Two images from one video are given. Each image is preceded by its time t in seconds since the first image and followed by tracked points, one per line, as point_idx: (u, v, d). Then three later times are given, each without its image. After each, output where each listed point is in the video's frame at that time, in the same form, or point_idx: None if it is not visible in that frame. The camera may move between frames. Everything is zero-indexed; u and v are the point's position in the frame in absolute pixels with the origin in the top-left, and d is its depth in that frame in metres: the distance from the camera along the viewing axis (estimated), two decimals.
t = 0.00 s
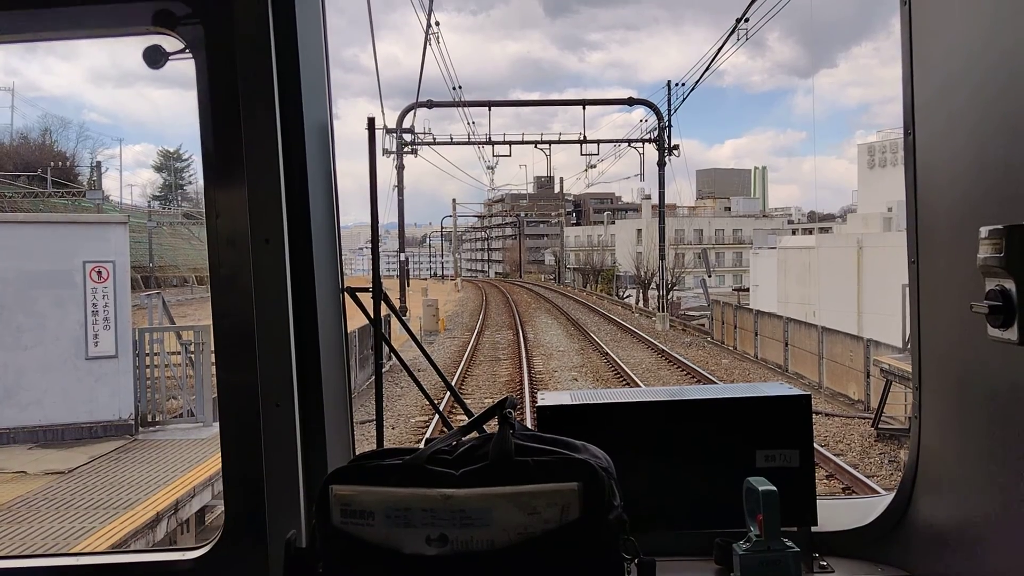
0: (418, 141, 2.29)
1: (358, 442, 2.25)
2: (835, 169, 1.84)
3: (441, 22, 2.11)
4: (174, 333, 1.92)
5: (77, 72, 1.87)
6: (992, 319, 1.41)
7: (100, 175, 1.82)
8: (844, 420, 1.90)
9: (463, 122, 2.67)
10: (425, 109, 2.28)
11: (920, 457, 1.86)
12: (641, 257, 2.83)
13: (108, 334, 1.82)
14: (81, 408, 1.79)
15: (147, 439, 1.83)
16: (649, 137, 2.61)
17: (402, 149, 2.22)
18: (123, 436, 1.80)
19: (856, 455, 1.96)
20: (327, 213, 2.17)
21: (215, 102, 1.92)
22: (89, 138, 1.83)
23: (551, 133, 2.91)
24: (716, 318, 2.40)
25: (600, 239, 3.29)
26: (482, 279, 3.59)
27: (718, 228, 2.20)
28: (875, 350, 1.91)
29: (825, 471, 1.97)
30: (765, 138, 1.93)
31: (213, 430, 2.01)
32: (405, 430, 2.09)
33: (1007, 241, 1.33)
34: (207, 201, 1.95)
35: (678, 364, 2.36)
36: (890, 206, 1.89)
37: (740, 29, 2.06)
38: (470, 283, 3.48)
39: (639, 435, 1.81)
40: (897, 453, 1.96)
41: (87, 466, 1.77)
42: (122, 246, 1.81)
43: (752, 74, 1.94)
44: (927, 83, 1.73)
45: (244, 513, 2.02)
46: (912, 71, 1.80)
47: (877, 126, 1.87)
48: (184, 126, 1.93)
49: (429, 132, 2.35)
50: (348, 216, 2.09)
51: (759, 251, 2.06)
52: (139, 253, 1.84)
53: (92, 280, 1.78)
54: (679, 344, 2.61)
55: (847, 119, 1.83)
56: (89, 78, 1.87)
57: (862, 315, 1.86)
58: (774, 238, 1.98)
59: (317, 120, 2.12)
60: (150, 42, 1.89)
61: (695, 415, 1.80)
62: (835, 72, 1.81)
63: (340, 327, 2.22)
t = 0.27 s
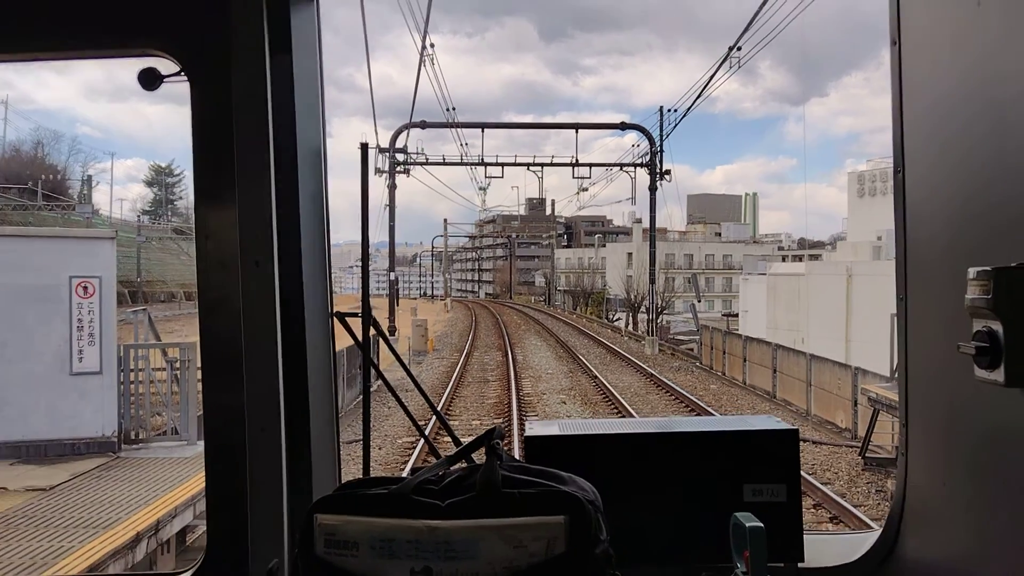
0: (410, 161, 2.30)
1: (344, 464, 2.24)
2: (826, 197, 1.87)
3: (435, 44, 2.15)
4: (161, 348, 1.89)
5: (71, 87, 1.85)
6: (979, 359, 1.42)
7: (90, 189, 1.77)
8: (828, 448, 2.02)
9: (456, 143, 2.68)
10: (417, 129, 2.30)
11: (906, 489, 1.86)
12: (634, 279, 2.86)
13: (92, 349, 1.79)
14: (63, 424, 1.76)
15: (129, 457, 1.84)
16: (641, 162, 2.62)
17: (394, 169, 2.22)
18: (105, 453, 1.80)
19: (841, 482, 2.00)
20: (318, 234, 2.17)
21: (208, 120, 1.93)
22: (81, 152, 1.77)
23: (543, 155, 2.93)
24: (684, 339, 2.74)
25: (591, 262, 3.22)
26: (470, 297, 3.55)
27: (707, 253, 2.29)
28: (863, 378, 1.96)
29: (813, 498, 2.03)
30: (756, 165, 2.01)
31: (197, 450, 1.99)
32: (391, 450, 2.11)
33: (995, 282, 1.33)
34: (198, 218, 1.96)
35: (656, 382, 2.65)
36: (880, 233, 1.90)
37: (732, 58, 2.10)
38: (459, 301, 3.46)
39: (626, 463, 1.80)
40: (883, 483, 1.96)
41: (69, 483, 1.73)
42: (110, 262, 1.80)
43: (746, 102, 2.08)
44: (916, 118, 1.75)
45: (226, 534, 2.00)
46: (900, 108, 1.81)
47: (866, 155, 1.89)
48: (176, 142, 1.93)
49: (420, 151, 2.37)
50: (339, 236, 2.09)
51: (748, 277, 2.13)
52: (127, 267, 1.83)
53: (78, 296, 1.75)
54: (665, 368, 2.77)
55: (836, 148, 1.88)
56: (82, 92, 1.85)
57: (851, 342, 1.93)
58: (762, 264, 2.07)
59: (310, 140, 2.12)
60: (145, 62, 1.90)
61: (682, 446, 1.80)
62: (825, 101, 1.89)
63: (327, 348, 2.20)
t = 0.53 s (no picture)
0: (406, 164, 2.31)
1: (333, 466, 2.24)
2: (818, 209, 1.85)
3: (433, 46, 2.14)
4: (151, 346, 1.89)
5: (67, 82, 1.86)
6: (967, 372, 1.43)
7: (85, 185, 1.75)
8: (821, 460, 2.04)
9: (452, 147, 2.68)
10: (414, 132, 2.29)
11: (892, 502, 1.87)
12: (626, 287, 2.97)
13: (79, 346, 1.78)
14: (49, 421, 1.76)
15: (114, 455, 1.80)
16: (637, 170, 2.62)
17: (391, 171, 2.22)
18: (90, 452, 1.75)
19: (831, 495, 2.01)
20: (312, 235, 2.17)
21: (204, 120, 1.92)
22: (76, 148, 1.76)
23: (539, 161, 2.93)
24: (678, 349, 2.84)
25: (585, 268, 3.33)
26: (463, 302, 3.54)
27: (701, 262, 2.36)
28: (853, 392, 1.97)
29: (801, 509, 2.04)
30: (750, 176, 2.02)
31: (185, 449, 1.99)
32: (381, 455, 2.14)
33: (984, 298, 1.34)
34: (191, 217, 1.95)
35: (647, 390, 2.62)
36: (872, 247, 1.90)
37: (730, 67, 2.09)
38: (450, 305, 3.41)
39: (616, 471, 1.80)
40: (872, 496, 1.96)
41: (52, 481, 1.70)
42: (99, 258, 1.78)
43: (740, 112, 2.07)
44: (909, 132, 1.76)
45: (213, 533, 1.99)
46: (894, 121, 1.83)
47: (860, 169, 1.89)
48: (172, 141, 1.92)
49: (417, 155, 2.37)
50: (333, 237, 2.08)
51: (741, 287, 2.12)
52: (119, 264, 1.81)
53: (67, 292, 1.74)
54: (656, 375, 2.79)
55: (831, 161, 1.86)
56: (79, 88, 1.85)
57: (842, 355, 1.93)
58: (756, 276, 2.05)
59: (306, 141, 2.12)
60: (142, 59, 1.90)
61: (672, 455, 1.80)
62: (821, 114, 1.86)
63: (319, 350, 2.20)
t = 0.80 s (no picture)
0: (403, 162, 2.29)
1: (328, 465, 2.23)
2: (817, 208, 1.85)
3: (431, 43, 2.13)
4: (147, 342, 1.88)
5: (63, 78, 1.85)
6: (962, 372, 1.43)
7: (80, 182, 1.73)
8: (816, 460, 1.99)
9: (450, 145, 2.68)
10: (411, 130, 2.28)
11: (888, 501, 1.87)
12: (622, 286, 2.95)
13: (72, 344, 1.76)
14: (39, 419, 1.73)
15: (106, 455, 1.78)
16: (635, 168, 2.62)
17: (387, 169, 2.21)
18: (81, 451, 1.74)
19: (830, 496, 1.99)
20: (309, 233, 2.16)
21: (200, 116, 1.92)
22: (72, 144, 1.76)
23: (537, 160, 2.93)
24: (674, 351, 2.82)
25: (581, 267, 3.29)
26: (461, 300, 3.54)
27: (698, 262, 2.32)
28: (851, 392, 1.95)
29: (798, 511, 2.01)
30: (748, 176, 2.03)
31: (181, 447, 1.98)
32: (375, 454, 2.08)
33: (978, 297, 1.35)
34: (187, 214, 1.94)
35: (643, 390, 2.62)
36: (869, 247, 1.91)
37: (729, 66, 2.09)
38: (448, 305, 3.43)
39: (612, 470, 1.80)
40: (870, 497, 1.95)
41: (43, 481, 1.70)
42: (91, 255, 1.76)
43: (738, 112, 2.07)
44: (906, 131, 1.76)
45: (208, 532, 1.99)
46: (890, 120, 1.83)
47: (857, 168, 1.90)
48: (169, 138, 1.92)
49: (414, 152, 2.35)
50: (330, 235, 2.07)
51: (739, 286, 2.06)
52: (114, 262, 1.80)
53: (59, 289, 1.73)
54: (654, 376, 2.78)
55: (828, 160, 1.87)
56: (75, 85, 1.84)
57: (840, 354, 1.91)
58: (752, 275, 2.03)
59: (303, 139, 2.11)
60: (139, 55, 1.89)
61: (668, 454, 1.80)
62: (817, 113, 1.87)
63: (315, 348, 2.19)
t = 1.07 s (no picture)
0: (401, 161, 2.29)
1: (327, 465, 2.22)
2: (813, 208, 1.86)
3: (427, 41, 2.13)
4: (145, 343, 1.88)
5: (60, 79, 1.85)
6: (960, 369, 1.43)
7: (78, 182, 1.74)
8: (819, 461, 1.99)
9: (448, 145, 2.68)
10: (409, 130, 2.28)
11: (886, 500, 1.87)
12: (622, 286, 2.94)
13: (63, 346, 1.77)
14: (31, 423, 1.74)
15: (99, 458, 1.78)
16: (634, 168, 2.62)
17: (385, 169, 2.21)
18: (73, 454, 1.74)
19: (831, 497, 2.00)
20: (307, 233, 2.16)
21: (197, 116, 1.92)
22: (70, 145, 1.76)
23: (535, 160, 2.93)
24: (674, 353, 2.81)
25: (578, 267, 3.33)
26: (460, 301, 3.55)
27: (695, 261, 2.34)
28: (852, 392, 1.95)
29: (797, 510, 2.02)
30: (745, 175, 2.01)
31: (179, 447, 1.98)
32: (374, 454, 2.08)
33: (976, 294, 1.35)
34: (185, 215, 1.94)
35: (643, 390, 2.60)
36: (868, 245, 1.91)
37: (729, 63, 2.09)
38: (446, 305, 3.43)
39: (611, 469, 1.80)
40: (871, 497, 1.95)
41: (35, 485, 1.71)
42: (83, 255, 1.76)
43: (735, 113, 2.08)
44: (903, 130, 1.76)
45: (206, 532, 1.99)
46: (888, 118, 1.83)
47: (855, 168, 1.89)
48: (166, 138, 1.92)
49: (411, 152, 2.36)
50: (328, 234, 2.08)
51: (736, 286, 2.12)
52: (111, 263, 1.81)
53: (50, 290, 1.73)
54: (653, 376, 2.78)
55: (825, 160, 1.86)
56: (73, 86, 1.85)
57: (838, 353, 1.93)
58: (750, 274, 2.07)
59: (300, 139, 2.11)
60: (136, 56, 1.89)
61: (666, 452, 1.80)
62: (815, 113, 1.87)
63: (313, 347, 2.19)
